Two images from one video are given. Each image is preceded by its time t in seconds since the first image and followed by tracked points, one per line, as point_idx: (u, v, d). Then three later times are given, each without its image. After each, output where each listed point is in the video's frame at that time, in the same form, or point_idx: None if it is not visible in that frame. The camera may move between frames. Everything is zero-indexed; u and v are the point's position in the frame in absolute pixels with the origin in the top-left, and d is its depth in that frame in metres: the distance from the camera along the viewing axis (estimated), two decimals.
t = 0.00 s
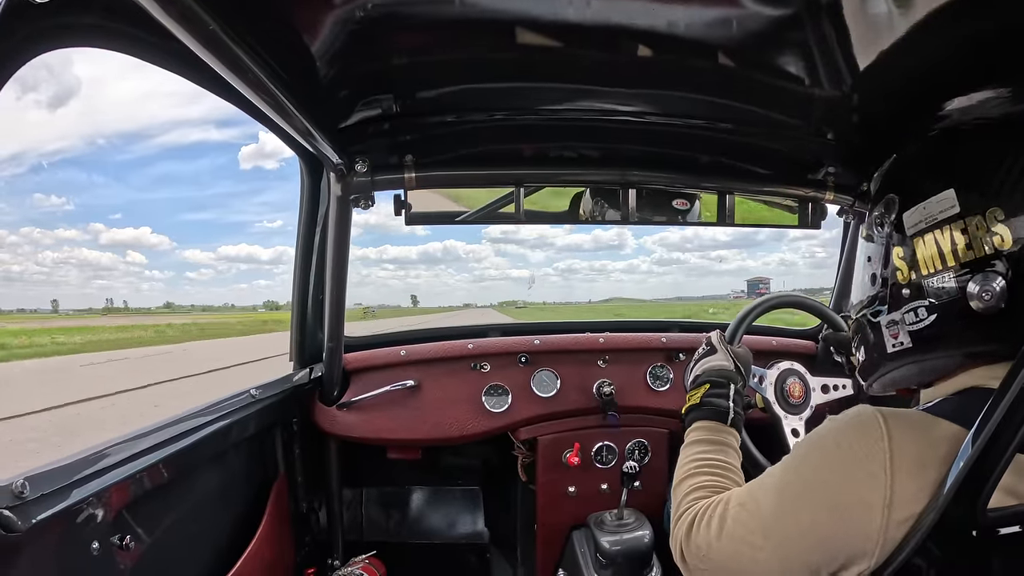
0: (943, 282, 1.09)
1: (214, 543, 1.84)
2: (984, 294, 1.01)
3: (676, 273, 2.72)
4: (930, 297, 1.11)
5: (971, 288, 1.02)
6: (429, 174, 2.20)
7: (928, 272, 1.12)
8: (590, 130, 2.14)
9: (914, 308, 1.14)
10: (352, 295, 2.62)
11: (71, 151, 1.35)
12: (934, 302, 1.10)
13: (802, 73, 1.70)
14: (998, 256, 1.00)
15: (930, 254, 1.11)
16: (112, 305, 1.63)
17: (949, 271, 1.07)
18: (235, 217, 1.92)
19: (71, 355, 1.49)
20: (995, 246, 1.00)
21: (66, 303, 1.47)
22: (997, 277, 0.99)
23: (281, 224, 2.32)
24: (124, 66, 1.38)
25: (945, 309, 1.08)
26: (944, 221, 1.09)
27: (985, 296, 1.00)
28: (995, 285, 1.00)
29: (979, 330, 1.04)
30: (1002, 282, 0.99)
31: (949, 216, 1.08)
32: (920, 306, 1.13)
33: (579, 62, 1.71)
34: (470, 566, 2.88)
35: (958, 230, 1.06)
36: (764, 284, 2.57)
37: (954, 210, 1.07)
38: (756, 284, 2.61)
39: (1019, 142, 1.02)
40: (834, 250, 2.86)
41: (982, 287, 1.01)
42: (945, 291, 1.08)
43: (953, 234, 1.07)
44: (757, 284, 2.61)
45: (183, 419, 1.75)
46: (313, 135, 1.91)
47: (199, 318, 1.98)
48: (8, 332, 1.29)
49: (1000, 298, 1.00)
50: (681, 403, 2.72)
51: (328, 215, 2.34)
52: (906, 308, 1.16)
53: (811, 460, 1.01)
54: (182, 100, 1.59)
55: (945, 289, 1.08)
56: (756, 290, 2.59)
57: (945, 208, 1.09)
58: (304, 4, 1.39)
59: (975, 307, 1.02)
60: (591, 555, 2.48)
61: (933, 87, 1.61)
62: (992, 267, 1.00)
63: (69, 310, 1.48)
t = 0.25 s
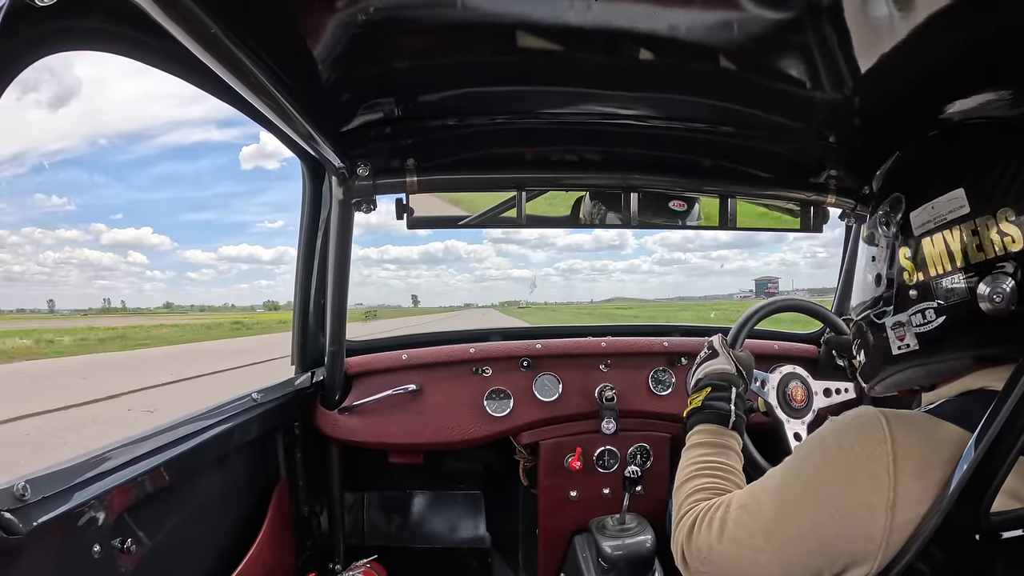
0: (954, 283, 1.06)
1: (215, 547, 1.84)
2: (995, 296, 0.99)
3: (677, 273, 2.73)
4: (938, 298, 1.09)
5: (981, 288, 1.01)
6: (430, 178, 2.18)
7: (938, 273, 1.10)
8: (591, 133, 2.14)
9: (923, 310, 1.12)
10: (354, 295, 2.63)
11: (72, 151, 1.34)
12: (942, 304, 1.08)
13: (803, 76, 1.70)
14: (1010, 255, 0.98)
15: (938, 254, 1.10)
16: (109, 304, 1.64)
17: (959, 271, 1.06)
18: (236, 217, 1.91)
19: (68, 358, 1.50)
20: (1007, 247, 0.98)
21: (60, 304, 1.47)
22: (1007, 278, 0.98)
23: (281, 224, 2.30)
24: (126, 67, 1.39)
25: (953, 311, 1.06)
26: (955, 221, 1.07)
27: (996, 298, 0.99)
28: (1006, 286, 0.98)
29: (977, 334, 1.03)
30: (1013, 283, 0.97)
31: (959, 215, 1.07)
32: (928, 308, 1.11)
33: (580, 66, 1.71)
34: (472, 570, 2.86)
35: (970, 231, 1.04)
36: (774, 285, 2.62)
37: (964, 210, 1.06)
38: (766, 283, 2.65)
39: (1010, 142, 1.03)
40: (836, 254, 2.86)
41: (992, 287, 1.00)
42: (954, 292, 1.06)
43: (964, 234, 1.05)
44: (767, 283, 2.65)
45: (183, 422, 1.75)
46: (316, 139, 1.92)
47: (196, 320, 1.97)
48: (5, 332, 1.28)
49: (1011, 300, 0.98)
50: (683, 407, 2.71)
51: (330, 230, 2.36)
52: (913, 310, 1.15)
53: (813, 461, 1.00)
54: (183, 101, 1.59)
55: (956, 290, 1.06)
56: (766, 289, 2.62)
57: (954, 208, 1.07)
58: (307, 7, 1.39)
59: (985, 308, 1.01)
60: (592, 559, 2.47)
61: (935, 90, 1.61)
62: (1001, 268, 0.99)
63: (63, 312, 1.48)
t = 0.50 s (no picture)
0: (983, 281, 1.02)
1: (220, 542, 1.85)
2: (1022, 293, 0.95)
3: (679, 274, 2.71)
4: (961, 297, 1.06)
5: (1008, 287, 0.97)
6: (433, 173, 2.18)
7: (965, 271, 1.05)
8: (595, 128, 2.13)
9: (944, 309, 1.09)
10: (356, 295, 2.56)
11: (72, 152, 1.35)
12: (966, 303, 1.05)
13: (808, 71, 1.69)
14: None
15: (962, 250, 1.06)
16: (106, 305, 1.59)
17: (988, 268, 1.01)
18: (237, 217, 1.93)
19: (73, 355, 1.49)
20: None
21: (59, 305, 1.44)
22: None
23: (283, 224, 2.33)
24: (130, 67, 1.39)
25: (978, 309, 1.03)
26: (980, 218, 1.03)
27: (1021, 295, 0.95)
28: None
29: (978, 336, 1.03)
30: None
31: (985, 212, 1.03)
32: (951, 307, 1.07)
33: (584, 61, 1.70)
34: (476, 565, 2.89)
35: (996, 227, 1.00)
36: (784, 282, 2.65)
37: (990, 206, 1.02)
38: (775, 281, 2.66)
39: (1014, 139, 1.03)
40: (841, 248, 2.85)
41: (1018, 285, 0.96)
42: (981, 291, 1.02)
43: (992, 231, 1.01)
44: (777, 281, 2.67)
45: (189, 418, 1.76)
46: (319, 134, 1.90)
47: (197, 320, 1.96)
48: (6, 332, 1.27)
49: None
50: (688, 402, 2.71)
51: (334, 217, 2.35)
52: (934, 308, 1.11)
53: (816, 458, 1.00)
54: (185, 101, 1.59)
55: (982, 287, 1.02)
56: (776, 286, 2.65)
57: (980, 204, 1.04)
58: (310, 3, 1.39)
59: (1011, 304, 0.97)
60: (597, 553, 2.47)
61: (940, 84, 1.60)
62: None
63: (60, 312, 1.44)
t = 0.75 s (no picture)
0: (983, 286, 1.03)
1: (223, 543, 1.85)
2: None
3: (680, 274, 2.73)
4: (962, 302, 1.06)
5: (1009, 290, 0.99)
6: (438, 175, 2.20)
7: (965, 276, 1.06)
8: (599, 131, 2.13)
9: (945, 314, 1.08)
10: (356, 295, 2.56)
11: (74, 153, 1.36)
12: (968, 308, 1.05)
13: (812, 73, 1.68)
14: None
15: (962, 255, 1.06)
16: (103, 305, 1.59)
17: (988, 273, 1.02)
18: (238, 217, 1.93)
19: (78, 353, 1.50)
20: None
21: (58, 305, 1.44)
22: None
23: (285, 224, 2.32)
24: (130, 67, 1.40)
25: (980, 314, 1.03)
26: (981, 222, 1.04)
27: None
28: None
29: (978, 341, 1.04)
30: None
31: (985, 216, 1.04)
32: (952, 312, 1.07)
33: (587, 63, 1.71)
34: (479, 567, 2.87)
35: (997, 231, 1.01)
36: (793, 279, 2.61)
37: (991, 210, 1.03)
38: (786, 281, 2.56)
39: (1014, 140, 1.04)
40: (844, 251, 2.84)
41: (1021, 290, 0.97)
42: (981, 295, 1.03)
43: (992, 235, 1.02)
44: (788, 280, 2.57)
45: (193, 419, 1.76)
46: (324, 138, 1.94)
47: (193, 319, 1.97)
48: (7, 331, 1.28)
49: None
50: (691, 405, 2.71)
51: (338, 223, 2.37)
52: (934, 314, 1.10)
53: (819, 461, 0.99)
54: (183, 102, 1.59)
55: (982, 294, 1.03)
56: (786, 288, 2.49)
57: (980, 208, 1.04)
58: (314, 6, 1.39)
59: (1010, 307, 0.99)
60: (599, 557, 2.47)
61: (944, 86, 1.59)
62: None
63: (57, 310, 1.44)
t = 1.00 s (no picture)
0: (963, 285, 1.05)
1: (224, 545, 1.85)
2: (1004, 297, 0.96)
3: (681, 274, 2.72)
4: (948, 301, 1.08)
5: (991, 291, 0.99)
6: (439, 177, 2.20)
7: (947, 275, 1.09)
8: (601, 133, 2.13)
9: (931, 312, 1.11)
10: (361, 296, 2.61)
11: (76, 152, 1.36)
12: (953, 306, 1.07)
13: (814, 75, 1.68)
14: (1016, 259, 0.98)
15: (949, 255, 1.09)
16: (99, 306, 1.57)
17: (968, 274, 1.05)
18: (239, 217, 1.94)
19: (75, 356, 1.49)
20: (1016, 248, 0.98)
21: (60, 306, 1.44)
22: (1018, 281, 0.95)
23: (286, 224, 2.28)
24: (132, 67, 1.40)
25: (963, 313, 1.05)
26: (962, 224, 1.07)
27: (1005, 300, 0.96)
28: (1017, 288, 0.95)
29: (979, 339, 1.02)
30: None
31: (970, 217, 1.05)
32: (937, 310, 1.10)
33: (589, 65, 1.71)
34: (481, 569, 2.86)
35: (977, 233, 1.03)
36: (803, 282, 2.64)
37: (973, 213, 1.05)
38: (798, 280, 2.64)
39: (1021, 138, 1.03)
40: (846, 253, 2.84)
41: (1002, 291, 0.97)
42: (963, 295, 1.05)
43: (971, 237, 1.05)
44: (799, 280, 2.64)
45: (194, 420, 1.77)
46: (326, 139, 1.92)
47: (192, 321, 1.94)
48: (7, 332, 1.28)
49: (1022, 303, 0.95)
50: (693, 407, 2.70)
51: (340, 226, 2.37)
52: (921, 311, 1.14)
53: (821, 464, 0.99)
54: (186, 101, 1.60)
55: (965, 293, 1.05)
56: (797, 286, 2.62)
57: (965, 210, 1.06)
58: (316, 7, 1.40)
59: (995, 311, 0.98)
60: (601, 559, 2.46)
61: (946, 89, 1.59)
62: (1011, 271, 0.98)
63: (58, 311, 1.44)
